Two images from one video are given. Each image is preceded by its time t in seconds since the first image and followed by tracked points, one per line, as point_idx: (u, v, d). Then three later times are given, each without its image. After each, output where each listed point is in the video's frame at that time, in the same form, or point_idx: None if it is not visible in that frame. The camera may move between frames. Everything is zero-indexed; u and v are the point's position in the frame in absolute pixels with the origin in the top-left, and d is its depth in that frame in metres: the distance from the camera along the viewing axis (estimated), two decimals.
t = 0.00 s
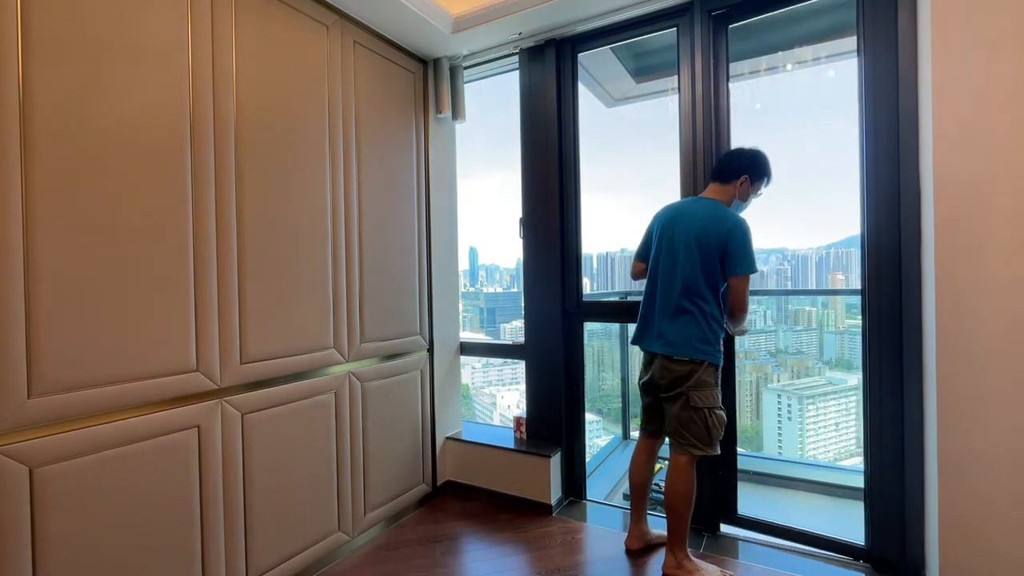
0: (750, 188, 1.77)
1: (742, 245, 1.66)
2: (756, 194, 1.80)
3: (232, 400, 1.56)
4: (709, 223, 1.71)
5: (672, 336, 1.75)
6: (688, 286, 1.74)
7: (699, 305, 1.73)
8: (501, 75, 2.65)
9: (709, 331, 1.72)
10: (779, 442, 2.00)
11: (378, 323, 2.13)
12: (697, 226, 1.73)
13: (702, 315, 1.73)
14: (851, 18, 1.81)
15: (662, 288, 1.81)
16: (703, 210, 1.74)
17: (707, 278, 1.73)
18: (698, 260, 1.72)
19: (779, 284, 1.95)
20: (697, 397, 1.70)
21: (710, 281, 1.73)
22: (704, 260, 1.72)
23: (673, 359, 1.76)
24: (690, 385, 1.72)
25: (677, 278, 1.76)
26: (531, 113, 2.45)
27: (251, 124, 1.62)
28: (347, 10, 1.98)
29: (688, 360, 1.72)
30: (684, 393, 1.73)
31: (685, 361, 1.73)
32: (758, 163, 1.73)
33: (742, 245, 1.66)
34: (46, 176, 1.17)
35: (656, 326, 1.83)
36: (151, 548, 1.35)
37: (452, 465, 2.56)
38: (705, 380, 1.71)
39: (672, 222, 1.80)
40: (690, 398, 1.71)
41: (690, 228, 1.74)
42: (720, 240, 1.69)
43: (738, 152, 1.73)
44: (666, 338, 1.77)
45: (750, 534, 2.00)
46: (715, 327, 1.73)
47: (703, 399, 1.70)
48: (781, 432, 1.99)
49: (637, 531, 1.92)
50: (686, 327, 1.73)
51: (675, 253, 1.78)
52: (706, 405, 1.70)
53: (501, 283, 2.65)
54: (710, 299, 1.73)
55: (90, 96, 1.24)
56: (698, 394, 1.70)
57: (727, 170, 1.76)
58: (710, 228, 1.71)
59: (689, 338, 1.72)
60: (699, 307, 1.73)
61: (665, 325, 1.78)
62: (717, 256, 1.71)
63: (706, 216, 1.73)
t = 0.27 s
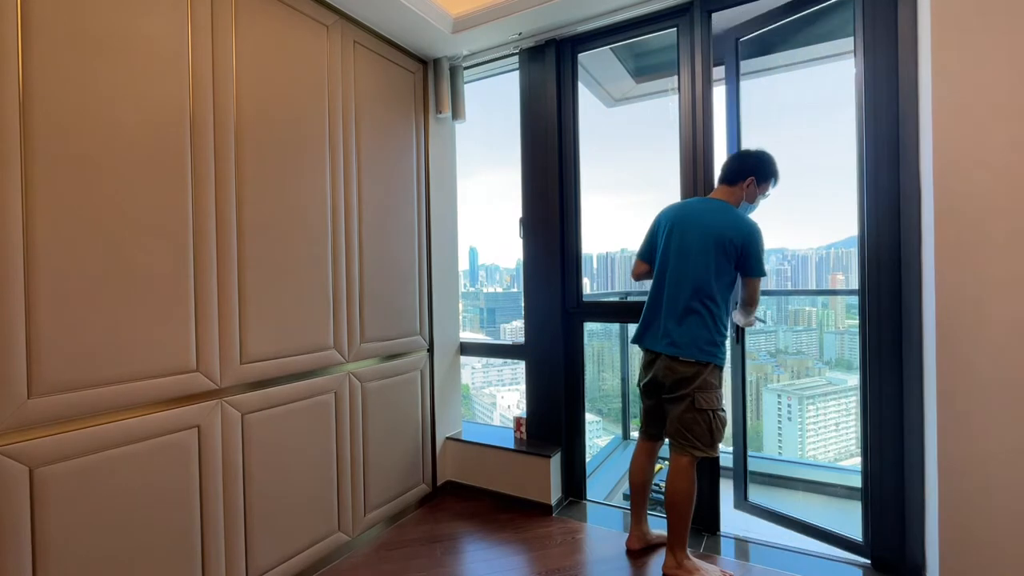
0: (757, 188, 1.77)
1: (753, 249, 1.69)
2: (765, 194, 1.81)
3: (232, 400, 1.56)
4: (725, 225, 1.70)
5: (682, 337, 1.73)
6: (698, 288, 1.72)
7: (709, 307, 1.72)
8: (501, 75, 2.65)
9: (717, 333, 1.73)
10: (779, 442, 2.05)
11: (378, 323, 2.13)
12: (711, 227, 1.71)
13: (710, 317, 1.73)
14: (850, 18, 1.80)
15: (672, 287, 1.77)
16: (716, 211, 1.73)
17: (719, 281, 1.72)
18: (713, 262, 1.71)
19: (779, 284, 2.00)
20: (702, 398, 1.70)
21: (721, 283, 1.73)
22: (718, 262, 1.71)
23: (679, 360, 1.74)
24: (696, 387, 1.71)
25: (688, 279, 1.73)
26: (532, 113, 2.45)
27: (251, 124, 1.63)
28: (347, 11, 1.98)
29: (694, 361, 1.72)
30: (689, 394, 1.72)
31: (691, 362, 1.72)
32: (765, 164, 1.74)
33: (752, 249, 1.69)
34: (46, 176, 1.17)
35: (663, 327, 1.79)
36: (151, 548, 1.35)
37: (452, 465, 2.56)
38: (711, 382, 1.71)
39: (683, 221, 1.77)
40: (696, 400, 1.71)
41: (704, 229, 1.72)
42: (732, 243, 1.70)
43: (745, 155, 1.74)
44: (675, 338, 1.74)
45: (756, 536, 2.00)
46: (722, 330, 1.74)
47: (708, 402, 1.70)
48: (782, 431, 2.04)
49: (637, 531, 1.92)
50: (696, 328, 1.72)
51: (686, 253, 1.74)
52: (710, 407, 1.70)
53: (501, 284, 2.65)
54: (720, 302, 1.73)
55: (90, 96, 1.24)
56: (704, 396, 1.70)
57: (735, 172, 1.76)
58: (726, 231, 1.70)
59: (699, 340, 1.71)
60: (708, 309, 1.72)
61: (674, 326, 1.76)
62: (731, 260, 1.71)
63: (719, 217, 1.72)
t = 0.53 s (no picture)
0: (759, 186, 1.76)
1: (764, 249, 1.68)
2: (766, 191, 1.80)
3: (232, 400, 1.56)
4: (737, 225, 1.69)
5: (693, 337, 1.72)
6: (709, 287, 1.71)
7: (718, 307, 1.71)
8: (501, 75, 2.65)
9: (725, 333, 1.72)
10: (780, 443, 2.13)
11: (378, 323, 2.13)
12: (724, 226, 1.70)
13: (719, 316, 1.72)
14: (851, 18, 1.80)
15: (682, 287, 1.75)
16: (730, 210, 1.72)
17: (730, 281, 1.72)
18: (725, 262, 1.70)
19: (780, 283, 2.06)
20: (706, 400, 1.70)
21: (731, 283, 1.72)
22: (730, 262, 1.70)
23: (685, 360, 1.74)
24: (701, 388, 1.71)
25: (700, 280, 1.72)
26: (532, 113, 2.45)
27: (251, 124, 1.63)
28: (347, 11, 1.98)
29: (700, 362, 1.71)
30: (694, 396, 1.72)
31: (697, 362, 1.72)
32: (766, 162, 1.73)
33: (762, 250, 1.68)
34: (47, 177, 1.17)
35: (671, 325, 1.78)
36: (152, 548, 1.35)
37: (452, 465, 2.56)
38: (716, 384, 1.71)
39: (696, 219, 1.75)
40: (700, 402, 1.71)
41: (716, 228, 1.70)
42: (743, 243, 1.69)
43: (739, 155, 1.73)
44: (687, 339, 1.73)
45: (784, 542, 1.93)
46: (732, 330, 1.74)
47: (712, 403, 1.70)
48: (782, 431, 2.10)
49: (638, 531, 1.92)
50: (708, 329, 1.71)
51: (698, 251, 1.72)
52: (714, 408, 1.70)
53: (501, 283, 2.65)
54: (730, 302, 1.73)
55: (90, 97, 1.24)
56: (708, 397, 1.70)
57: (735, 173, 1.75)
58: (739, 231, 1.69)
59: (707, 339, 1.71)
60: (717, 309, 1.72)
61: (683, 325, 1.75)
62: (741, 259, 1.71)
63: (732, 216, 1.71)
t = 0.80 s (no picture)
0: (762, 188, 1.77)
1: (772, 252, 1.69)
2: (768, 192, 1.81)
3: (232, 400, 1.56)
4: (744, 226, 1.69)
5: (699, 338, 1.72)
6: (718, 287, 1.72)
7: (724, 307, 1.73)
8: (501, 75, 2.65)
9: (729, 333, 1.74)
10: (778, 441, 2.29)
11: (378, 323, 2.13)
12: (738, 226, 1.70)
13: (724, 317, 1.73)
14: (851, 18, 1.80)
15: (688, 287, 1.74)
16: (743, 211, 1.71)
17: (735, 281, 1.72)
18: (732, 263, 1.70)
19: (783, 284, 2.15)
20: (710, 400, 1.70)
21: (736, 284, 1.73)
22: (737, 263, 1.70)
23: (689, 359, 1.73)
24: (705, 388, 1.71)
25: (706, 280, 1.72)
26: (532, 113, 2.45)
27: (251, 124, 1.63)
28: (347, 11, 1.98)
29: (704, 361, 1.71)
30: (698, 396, 1.72)
31: (701, 361, 1.71)
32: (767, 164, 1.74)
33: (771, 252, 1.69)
34: (47, 177, 1.17)
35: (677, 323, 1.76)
36: (151, 548, 1.35)
37: (452, 465, 2.56)
38: (720, 385, 1.71)
39: (707, 218, 1.74)
40: (704, 402, 1.70)
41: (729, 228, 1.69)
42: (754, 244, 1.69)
43: (740, 158, 1.74)
44: (693, 339, 1.72)
45: (813, 548, 1.87)
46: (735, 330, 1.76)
47: (716, 404, 1.70)
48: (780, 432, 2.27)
49: (638, 531, 1.92)
50: (714, 329, 1.71)
51: (710, 250, 1.71)
52: (718, 409, 1.70)
53: (501, 283, 2.65)
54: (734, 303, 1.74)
55: (90, 97, 1.24)
56: (713, 398, 1.70)
57: (738, 178, 1.76)
58: (746, 232, 1.69)
59: (713, 339, 1.71)
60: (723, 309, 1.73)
61: (690, 323, 1.74)
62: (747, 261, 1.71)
63: (744, 217, 1.71)
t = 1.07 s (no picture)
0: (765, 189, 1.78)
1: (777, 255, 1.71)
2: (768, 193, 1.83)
3: (232, 400, 1.56)
4: (750, 228, 1.70)
5: (704, 337, 1.71)
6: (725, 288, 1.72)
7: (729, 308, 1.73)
8: (501, 75, 2.65)
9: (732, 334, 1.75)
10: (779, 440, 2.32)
11: (378, 323, 2.13)
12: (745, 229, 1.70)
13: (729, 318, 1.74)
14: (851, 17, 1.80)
15: (693, 287, 1.74)
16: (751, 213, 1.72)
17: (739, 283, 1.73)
18: (737, 264, 1.71)
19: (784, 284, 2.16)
20: (714, 400, 1.70)
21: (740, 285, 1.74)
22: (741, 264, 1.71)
23: (693, 359, 1.72)
24: (708, 389, 1.70)
25: (711, 280, 1.72)
26: (532, 113, 2.45)
27: (251, 124, 1.63)
28: (347, 10, 1.98)
29: (706, 361, 1.71)
30: (701, 396, 1.72)
31: (704, 361, 1.71)
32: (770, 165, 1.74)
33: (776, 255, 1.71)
34: (46, 177, 1.17)
35: (683, 324, 1.75)
36: (151, 548, 1.35)
37: (452, 465, 2.56)
38: (723, 385, 1.71)
39: (713, 218, 1.74)
40: (707, 402, 1.70)
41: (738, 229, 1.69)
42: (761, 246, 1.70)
43: (743, 160, 1.73)
44: (698, 339, 1.72)
45: (831, 551, 1.84)
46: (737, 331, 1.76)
47: (719, 404, 1.70)
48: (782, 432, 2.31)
49: (638, 531, 1.92)
50: (718, 329, 1.71)
51: (719, 250, 1.70)
52: (721, 409, 1.70)
53: (501, 283, 2.65)
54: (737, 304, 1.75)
55: (91, 97, 1.25)
56: (715, 398, 1.70)
57: (743, 181, 1.75)
58: (751, 233, 1.70)
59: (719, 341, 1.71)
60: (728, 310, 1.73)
61: (696, 324, 1.73)
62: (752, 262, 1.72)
63: (751, 219, 1.72)
